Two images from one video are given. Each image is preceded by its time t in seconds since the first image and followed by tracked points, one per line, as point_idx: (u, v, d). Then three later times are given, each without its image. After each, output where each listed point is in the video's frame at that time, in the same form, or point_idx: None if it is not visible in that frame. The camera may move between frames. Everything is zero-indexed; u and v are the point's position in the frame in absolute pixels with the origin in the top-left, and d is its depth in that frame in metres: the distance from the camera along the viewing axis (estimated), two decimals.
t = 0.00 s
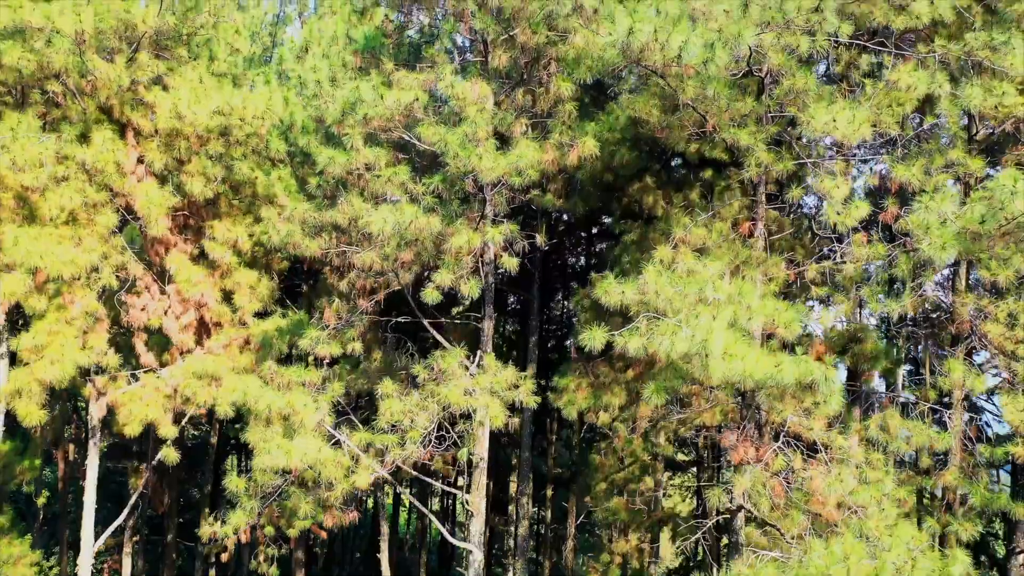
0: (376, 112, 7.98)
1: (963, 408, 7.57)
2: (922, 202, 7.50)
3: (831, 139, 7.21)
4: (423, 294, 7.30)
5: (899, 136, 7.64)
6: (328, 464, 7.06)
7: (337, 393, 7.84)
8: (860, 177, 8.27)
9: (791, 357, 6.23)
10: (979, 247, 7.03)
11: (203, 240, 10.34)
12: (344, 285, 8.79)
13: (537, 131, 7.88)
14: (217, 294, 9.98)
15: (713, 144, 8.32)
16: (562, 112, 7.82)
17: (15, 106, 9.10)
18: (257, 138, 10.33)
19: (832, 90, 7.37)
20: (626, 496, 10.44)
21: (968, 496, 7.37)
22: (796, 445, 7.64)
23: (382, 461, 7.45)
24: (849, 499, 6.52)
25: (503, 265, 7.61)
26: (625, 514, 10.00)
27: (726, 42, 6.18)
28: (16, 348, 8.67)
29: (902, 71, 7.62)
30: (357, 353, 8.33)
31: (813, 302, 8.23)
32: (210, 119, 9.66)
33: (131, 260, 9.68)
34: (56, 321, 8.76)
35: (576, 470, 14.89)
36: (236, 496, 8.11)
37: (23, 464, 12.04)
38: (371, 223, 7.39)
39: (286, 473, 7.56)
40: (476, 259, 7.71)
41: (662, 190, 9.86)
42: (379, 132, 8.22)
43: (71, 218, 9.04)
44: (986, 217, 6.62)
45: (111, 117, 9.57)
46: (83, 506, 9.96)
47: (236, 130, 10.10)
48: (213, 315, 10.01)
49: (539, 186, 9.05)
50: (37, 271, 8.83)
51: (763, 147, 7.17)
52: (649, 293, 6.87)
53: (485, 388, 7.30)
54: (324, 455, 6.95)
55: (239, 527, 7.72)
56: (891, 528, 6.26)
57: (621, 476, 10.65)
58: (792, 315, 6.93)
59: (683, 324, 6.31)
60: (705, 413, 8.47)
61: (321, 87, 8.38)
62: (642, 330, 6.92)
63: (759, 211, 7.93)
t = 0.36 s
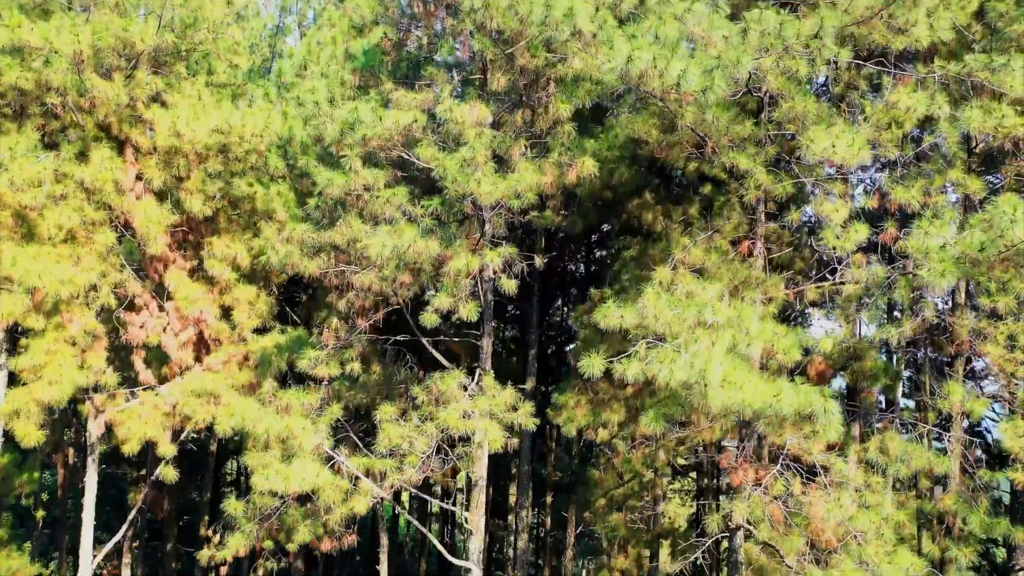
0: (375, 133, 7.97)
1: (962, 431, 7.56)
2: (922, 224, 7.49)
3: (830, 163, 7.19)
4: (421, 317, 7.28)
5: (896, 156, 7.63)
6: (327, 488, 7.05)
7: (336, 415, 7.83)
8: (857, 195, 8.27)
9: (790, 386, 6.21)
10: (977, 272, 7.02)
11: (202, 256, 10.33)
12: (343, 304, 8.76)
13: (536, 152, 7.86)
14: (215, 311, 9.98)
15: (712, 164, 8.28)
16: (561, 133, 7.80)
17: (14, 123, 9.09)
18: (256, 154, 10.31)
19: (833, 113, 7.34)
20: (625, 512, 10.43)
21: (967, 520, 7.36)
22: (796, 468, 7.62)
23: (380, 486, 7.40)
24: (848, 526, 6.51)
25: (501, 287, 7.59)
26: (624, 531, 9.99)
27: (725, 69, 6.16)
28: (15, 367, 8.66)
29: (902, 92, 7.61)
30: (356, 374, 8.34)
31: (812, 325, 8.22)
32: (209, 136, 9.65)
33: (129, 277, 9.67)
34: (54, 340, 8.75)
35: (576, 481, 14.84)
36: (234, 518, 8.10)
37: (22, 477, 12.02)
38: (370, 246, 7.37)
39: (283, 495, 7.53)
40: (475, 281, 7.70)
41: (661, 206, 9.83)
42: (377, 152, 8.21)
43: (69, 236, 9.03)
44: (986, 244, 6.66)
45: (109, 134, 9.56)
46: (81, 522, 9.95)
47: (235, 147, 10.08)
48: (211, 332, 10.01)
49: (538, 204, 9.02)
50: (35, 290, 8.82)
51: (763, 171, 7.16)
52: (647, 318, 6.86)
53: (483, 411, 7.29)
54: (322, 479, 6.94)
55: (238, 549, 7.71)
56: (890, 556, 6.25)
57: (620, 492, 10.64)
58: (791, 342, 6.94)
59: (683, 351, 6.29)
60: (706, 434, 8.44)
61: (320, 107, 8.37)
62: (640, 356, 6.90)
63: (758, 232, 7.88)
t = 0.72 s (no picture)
0: (374, 152, 7.97)
1: (962, 450, 7.55)
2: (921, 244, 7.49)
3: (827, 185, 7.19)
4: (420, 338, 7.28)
5: (895, 175, 7.62)
6: (326, 510, 7.05)
7: (335, 435, 7.83)
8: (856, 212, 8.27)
9: (789, 412, 6.21)
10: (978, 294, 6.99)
11: (201, 271, 10.33)
12: (342, 322, 8.76)
13: (535, 170, 7.86)
14: (214, 326, 9.98)
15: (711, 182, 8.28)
16: (561, 152, 7.79)
17: (13, 136, 9.08)
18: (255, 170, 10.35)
19: (832, 133, 7.33)
20: (625, 527, 10.43)
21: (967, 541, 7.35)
22: (795, 488, 7.63)
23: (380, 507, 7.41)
24: (847, 550, 6.52)
25: (500, 307, 7.58)
26: (623, 545, 10.00)
27: (724, 94, 6.16)
28: (13, 385, 8.65)
29: (902, 111, 7.60)
30: (354, 392, 8.34)
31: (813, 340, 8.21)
32: (208, 152, 9.64)
33: (128, 292, 9.66)
34: (53, 357, 8.75)
35: (577, 490, 14.83)
36: (234, 538, 8.11)
37: (21, 489, 12.01)
38: (369, 267, 7.35)
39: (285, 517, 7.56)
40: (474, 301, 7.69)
41: (661, 221, 9.83)
42: (376, 169, 8.20)
43: (68, 253, 9.03)
44: (985, 269, 6.48)
45: (108, 150, 9.55)
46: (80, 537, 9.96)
47: (234, 163, 10.07)
48: (211, 346, 10.01)
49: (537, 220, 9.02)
50: (34, 308, 8.81)
51: (761, 192, 7.16)
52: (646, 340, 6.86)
53: (483, 432, 7.29)
54: (321, 501, 6.94)
55: (237, 569, 7.71)
56: None
57: (620, 506, 10.65)
58: (790, 364, 6.93)
59: (682, 376, 6.29)
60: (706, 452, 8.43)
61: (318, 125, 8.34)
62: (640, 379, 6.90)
63: (757, 250, 7.88)
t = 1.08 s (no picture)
0: (371, 174, 7.96)
1: (961, 475, 7.53)
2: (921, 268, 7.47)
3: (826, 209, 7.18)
4: (418, 363, 7.26)
5: (894, 196, 7.60)
6: (324, 536, 7.03)
7: (333, 457, 7.82)
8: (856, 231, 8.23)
9: (788, 441, 6.19)
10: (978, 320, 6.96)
11: (200, 287, 10.32)
12: (341, 342, 8.74)
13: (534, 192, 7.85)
14: (213, 343, 9.97)
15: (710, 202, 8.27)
16: (560, 174, 7.78)
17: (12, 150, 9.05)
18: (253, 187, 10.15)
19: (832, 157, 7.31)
20: (624, 544, 10.42)
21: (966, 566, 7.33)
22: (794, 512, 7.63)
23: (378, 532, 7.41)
24: None
25: (499, 330, 7.56)
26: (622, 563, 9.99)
27: (722, 122, 6.15)
28: (11, 406, 8.64)
29: (901, 131, 7.58)
30: (353, 412, 8.35)
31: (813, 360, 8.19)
32: (206, 170, 9.62)
33: (126, 310, 9.66)
34: (51, 377, 8.74)
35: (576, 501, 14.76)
36: (232, 560, 8.10)
37: (20, 502, 11.99)
38: (367, 291, 7.33)
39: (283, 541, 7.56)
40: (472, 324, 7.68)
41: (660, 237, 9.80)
42: (375, 189, 8.18)
43: (66, 272, 9.01)
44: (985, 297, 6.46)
45: (107, 168, 9.53)
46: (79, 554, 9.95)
47: (233, 180, 10.06)
48: (209, 364, 10.00)
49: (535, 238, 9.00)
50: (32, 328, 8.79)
51: (760, 216, 7.15)
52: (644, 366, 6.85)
53: (481, 457, 7.28)
54: (320, 527, 6.93)
55: None
56: None
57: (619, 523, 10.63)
58: (787, 390, 6.96)
59: (680, 404, 6.28)
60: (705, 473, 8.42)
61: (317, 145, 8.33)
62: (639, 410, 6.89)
63: (756, 271, 7.86)
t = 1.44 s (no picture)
0: (370, 195, 7.95)
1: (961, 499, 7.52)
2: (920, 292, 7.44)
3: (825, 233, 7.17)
4: (417, 387, 7.25)
5: (893, 219, 7.57)
6: (323, 563, 7.02)
7: (332, 480, 7.81)
8: (856, 253, 8.21)
9: (787, 471, 6.17)
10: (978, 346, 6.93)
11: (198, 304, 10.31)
12: (339, 363, 8.73)
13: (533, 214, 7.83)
14: (212, 361, 9.95)
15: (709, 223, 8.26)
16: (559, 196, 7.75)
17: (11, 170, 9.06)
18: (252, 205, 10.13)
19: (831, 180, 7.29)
20: (624, 561, 10.40)
21: None
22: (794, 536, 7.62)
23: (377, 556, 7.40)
24: None
25: (497, 353, 7.55)
26: None
27: (720, 150, 6.14)
28: (9, 427, 8.63)
29: (900, 154, 7.56)
30: (352, 434, 8.35)
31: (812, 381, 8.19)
32: (204, 188, 9.62)
33: (125, 328, 9.65)
34: (50, 398, 8.75)
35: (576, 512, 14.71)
36: None
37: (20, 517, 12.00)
38: (365, 315, 7.32)
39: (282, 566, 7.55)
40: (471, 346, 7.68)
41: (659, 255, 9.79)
42: (373, 210, 8.17)
43: (64, 292, 9.01)
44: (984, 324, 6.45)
45: (105, 186, 9.53)
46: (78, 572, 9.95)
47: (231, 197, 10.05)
48: (208, 382, 9.99)
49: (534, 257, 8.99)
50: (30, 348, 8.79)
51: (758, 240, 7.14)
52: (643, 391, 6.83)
53: (480, 481, 7.26)
54: (318, 553, 6.91)
55: None
56: None
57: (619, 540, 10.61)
58: (787, 416, 6.93)
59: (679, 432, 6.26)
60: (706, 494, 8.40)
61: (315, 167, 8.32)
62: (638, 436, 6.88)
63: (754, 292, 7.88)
